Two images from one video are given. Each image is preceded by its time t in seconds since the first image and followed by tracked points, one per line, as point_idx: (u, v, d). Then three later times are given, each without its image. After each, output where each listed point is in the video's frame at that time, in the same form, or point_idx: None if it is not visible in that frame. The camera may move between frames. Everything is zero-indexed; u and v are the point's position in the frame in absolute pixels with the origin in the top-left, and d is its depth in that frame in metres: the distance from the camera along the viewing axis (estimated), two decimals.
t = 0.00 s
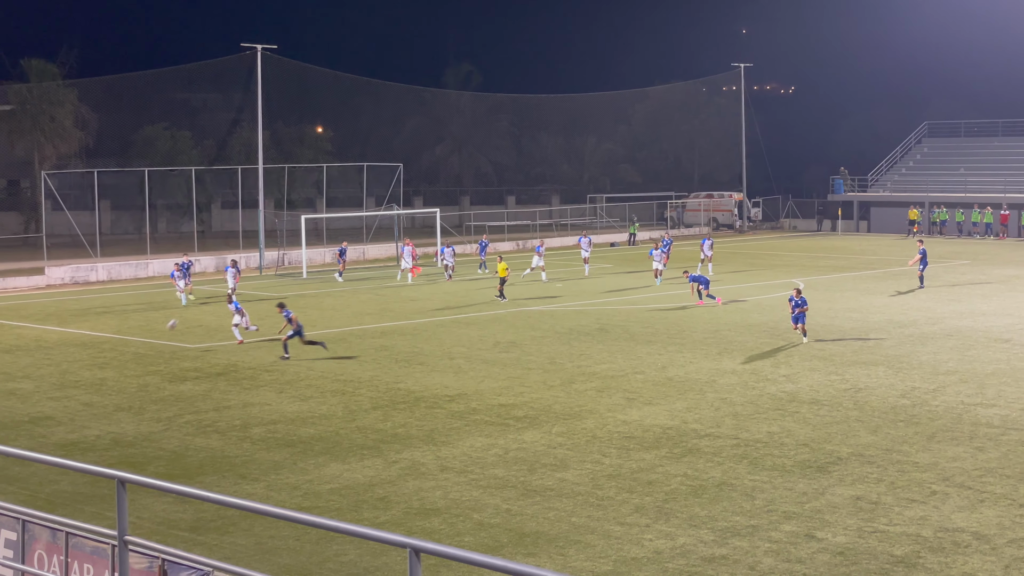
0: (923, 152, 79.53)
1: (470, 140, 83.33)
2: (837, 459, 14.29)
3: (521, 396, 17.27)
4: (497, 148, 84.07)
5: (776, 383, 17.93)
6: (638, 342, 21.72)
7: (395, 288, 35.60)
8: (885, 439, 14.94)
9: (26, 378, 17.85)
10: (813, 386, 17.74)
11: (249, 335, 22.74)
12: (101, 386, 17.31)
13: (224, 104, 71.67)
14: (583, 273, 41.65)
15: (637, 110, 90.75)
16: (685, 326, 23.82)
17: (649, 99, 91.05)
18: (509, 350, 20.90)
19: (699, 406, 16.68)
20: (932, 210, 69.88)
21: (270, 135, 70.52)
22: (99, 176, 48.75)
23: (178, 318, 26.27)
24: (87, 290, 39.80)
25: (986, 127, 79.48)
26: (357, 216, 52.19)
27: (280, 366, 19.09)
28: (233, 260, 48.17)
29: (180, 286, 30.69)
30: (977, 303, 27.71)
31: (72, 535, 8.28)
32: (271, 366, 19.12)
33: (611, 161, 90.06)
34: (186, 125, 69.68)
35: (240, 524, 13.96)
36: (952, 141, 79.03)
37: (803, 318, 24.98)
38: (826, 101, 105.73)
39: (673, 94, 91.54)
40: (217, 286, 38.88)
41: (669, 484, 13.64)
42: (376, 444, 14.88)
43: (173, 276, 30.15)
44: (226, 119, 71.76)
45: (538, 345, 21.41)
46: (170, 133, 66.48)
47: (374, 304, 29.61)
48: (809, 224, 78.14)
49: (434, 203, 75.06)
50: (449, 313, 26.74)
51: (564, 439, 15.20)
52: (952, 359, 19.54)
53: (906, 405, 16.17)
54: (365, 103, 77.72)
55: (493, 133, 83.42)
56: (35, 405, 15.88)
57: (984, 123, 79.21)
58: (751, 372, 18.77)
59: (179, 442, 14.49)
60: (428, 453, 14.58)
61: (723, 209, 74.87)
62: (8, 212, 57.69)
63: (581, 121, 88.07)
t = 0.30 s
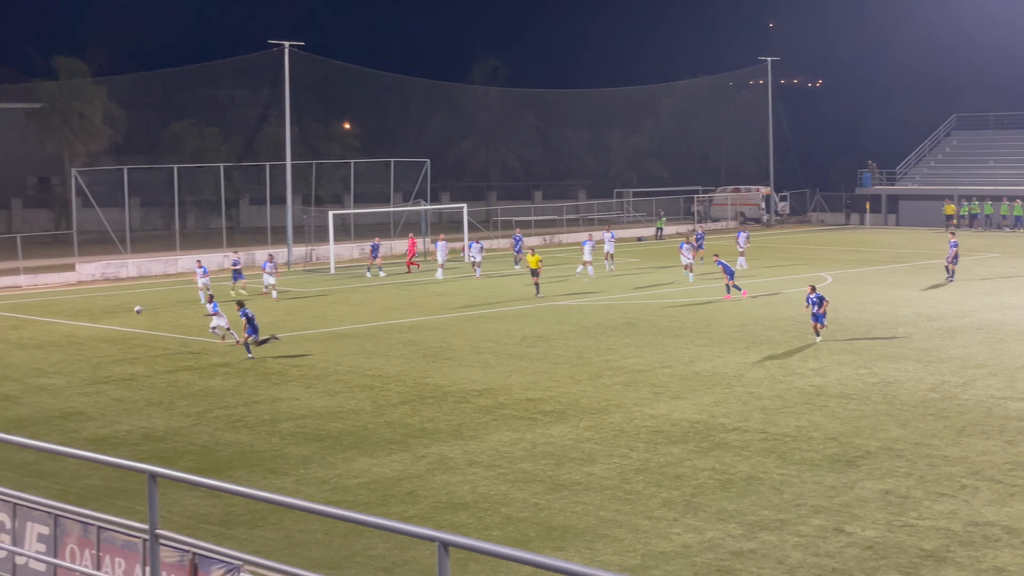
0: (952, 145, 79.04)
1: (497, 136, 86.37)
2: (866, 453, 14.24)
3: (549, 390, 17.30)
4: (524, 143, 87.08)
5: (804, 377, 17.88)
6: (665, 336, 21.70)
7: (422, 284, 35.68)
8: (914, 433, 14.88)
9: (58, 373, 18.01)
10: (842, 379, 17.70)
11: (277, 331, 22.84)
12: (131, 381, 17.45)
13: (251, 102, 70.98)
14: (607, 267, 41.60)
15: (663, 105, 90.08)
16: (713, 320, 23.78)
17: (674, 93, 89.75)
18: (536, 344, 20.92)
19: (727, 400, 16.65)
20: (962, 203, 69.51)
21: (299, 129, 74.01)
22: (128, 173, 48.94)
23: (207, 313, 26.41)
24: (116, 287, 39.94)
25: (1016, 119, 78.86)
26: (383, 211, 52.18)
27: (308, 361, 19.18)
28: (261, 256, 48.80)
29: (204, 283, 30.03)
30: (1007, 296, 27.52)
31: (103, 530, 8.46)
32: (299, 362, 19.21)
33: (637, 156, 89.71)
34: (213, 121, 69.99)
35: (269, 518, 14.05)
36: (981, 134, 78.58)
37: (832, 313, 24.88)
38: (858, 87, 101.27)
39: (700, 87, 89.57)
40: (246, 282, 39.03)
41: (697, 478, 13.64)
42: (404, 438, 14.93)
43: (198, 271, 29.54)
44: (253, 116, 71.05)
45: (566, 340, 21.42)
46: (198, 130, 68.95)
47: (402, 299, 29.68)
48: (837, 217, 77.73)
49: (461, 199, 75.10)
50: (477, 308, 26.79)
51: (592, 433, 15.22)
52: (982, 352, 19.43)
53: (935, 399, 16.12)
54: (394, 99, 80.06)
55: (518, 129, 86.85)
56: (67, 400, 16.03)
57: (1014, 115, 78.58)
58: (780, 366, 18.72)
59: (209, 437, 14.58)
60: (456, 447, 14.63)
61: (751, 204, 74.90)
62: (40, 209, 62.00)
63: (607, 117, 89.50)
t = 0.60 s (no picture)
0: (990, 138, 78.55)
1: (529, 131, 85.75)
2: (903, 448, 14.12)
3: (582, 385, 17.27)
4: (556, 138, 86.52)
5: (840, 371, 17.78)
6: (699, 330, 21.64)
7: (453, 279, 35.70)
8: (952, 428, 14.75)
9: (94, 368, 18.12)
10: (878, 373, 17.59)
11: (311, 326, 22.92)
12: (167, 376, 17.56)
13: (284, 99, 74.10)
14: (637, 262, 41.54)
15: (695, 95, 91.07)
16: (747, 314, 23.69)
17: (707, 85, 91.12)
18: (570, 339, 20.91)
19: (762, 394, 16.56)
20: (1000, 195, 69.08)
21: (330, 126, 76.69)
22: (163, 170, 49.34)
23: (241, 309, 26.53)
24: (152, 283, 40.22)
25: None
26: (416, 206, 52.27)
27: (341, 356, 19.22)
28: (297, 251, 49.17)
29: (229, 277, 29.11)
30: None
31: (141, 524, 8.86)
32: (333, 357, 19.26)
33: (668, 149, 89.93)
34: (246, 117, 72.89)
35: (304, 513, 14.10)
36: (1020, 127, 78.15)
37: (867, 306, 24.74)
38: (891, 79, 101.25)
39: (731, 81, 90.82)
40: (279, 277, 39.23)
41: (733, 473, 13.56)
42: (438, 433, 14.95)
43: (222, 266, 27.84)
44: (284, 112, 73.50)
45: (600, 334, 21.39)
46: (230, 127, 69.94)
47: (435, 294, 29.74)
48: (873, 211, 76.81)
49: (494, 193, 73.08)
50: (510, 303, 26.80)
51: (626, 428, 15.17)
52: (1022, 346, 19.25)
53: (973, 393, 15.97)
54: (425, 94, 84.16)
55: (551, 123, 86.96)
56: (103, 395, 16.14)
57: None
58: (815, 360, 18.62)
59: (244, 432, 14.64)
60: (490, 442, 14.62)
61: (785, 196, 73.46)
62: (76, 205, 61.07)
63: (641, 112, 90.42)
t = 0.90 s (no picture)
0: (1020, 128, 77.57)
1: (556, 124, 88.86)
2: (934, 441, 14.02)
3: (610, 378, 17.25)
4: (584, 131, 89.73)
5: (869, 364, 17.67)
6: (727, 323, 21.55)
7: (479, 273, 35.69)
8: (983, 421, 14.63)
9: (123, 363, 18.21)
10: (908, 366, 17.46)
11: (339, 320, 22.96)
12: (195, 370, 17.59)
13: (310, 91, 77.43)
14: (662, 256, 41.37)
15: (724, 90, 91.43)
16: (775, 307, 23.56)
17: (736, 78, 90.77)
18: (597, 332, 20.88)
19: (791, 388, 16.49)
20: None
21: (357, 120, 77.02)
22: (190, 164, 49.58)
23: (269, 303, 26.61)
24: (179, 277, 40.42)
25: None
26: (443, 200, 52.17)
27: (369, 350, 19.24)
28: (322, 246, 49.03)
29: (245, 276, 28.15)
30: None
31: (170, 518, 9.05)
32: (360, 351, 19.29)
33: (698, 142, 91.75)
34: (273, 110, 75.71)
35: (333, 506, 14.12)
36: None
37: (897, 299, 24.57)
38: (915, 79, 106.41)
39: (761, 74, 89.90)
40: (307, 271, 39.25)
41: (762, 467, 13.49)
42: (466, 427, 14.93)
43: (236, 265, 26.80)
44: (312, 106, 77.58)
45: (627, 328, 21.33)
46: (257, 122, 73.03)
47: (463, 288, 29.72)
48: (902, 202, 76.92)
49: (521, 186, 76.08)
50: (537, 297, 26.76)
51: (653, 421, 15.12)
52: None
53: (1005, 386, 15.83)
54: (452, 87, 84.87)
55: (578, 117, 89.12)
56: (132, 389, 16.20)
57: None
58: (844, 354, 18.51)
59: (271, 426, 14.66)
60: (518, 436, 14.59)
61: (813, 188, 73.81)
62: (104, 201, 63.94)
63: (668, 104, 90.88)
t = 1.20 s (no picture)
0: None
1: (575, 117, 89.11)
2: (955, 435, 13.99)
3: (631, 372, 17.26)
4: (604, 124, 89.77)
5: (891, 358, 17.65)
6: (748, 317, 21.53)
7: (498, 267, 35.70)
8: (1006, 415, 14.59)
9: (145, 358, 18.30)
10: (930, 360, 17.43)
11: (359, 315, 23.01)
12: (216, 365, 17.64)
13: (330, 87, 78.56)
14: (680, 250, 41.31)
15: (744, 83, 93.74)
16: (796, 301, 23.53)
17: (757, 71, 94.10)
18: (618, 326, 20.89)
19: (812, 381, 16.48)
20: None
21: (377, 115, 77.36)
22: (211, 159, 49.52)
23: (289, 298, 26.65)
24: (199, 272, 40.50)
25: None
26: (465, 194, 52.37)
27: (389, 345, 19.28)
28: (343, 241, 48.42)
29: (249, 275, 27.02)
30: None
31: (192, 512, 9.10)
32: (381, 345, 19.34)
33: (719, 137, 92.87)
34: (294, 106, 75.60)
35: (354, 500, 14.14)
36: None
37: (919, 292, 24.53)
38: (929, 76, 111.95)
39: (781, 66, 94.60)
40: (327, 266, 39.26)
41: (783, 461, 13.48)
42: (487, 422, 14.95)
43: (243, 265, 26.39)
44: (332, 101, 78.30)
45: (648, 322, 21.34)
46: (279, 117, 71.20)
47: (483, 282, 29.72)
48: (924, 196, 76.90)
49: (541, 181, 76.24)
50: (557, 291, 26.77)
51: (674, 415, 15.12)
52: None
53: None
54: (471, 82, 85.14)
55: (599, 111, 89.33)
56: (153, 384, 16.27)
57: None
58: (865, 348, 18.48)
59: (292, 421, 14.70)
60: (538, 430, 14.60)
61: (834, 182, 73.51)
62: (126, 196, 66.53)
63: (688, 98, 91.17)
